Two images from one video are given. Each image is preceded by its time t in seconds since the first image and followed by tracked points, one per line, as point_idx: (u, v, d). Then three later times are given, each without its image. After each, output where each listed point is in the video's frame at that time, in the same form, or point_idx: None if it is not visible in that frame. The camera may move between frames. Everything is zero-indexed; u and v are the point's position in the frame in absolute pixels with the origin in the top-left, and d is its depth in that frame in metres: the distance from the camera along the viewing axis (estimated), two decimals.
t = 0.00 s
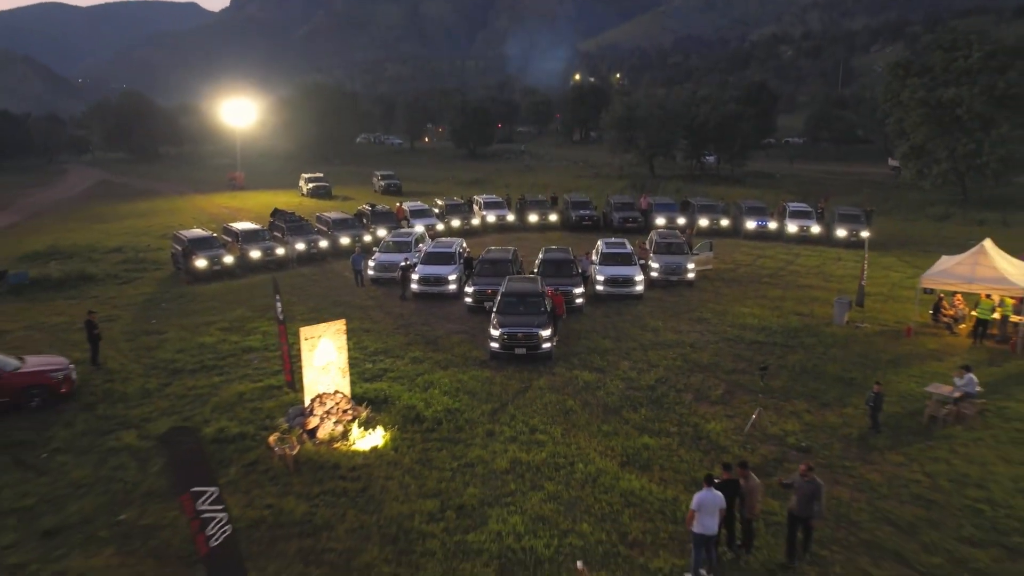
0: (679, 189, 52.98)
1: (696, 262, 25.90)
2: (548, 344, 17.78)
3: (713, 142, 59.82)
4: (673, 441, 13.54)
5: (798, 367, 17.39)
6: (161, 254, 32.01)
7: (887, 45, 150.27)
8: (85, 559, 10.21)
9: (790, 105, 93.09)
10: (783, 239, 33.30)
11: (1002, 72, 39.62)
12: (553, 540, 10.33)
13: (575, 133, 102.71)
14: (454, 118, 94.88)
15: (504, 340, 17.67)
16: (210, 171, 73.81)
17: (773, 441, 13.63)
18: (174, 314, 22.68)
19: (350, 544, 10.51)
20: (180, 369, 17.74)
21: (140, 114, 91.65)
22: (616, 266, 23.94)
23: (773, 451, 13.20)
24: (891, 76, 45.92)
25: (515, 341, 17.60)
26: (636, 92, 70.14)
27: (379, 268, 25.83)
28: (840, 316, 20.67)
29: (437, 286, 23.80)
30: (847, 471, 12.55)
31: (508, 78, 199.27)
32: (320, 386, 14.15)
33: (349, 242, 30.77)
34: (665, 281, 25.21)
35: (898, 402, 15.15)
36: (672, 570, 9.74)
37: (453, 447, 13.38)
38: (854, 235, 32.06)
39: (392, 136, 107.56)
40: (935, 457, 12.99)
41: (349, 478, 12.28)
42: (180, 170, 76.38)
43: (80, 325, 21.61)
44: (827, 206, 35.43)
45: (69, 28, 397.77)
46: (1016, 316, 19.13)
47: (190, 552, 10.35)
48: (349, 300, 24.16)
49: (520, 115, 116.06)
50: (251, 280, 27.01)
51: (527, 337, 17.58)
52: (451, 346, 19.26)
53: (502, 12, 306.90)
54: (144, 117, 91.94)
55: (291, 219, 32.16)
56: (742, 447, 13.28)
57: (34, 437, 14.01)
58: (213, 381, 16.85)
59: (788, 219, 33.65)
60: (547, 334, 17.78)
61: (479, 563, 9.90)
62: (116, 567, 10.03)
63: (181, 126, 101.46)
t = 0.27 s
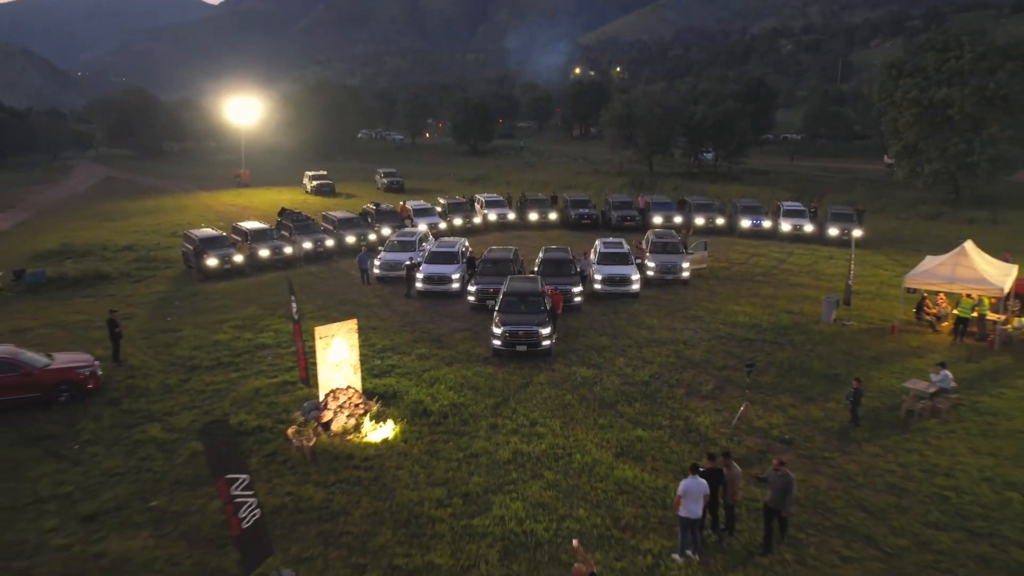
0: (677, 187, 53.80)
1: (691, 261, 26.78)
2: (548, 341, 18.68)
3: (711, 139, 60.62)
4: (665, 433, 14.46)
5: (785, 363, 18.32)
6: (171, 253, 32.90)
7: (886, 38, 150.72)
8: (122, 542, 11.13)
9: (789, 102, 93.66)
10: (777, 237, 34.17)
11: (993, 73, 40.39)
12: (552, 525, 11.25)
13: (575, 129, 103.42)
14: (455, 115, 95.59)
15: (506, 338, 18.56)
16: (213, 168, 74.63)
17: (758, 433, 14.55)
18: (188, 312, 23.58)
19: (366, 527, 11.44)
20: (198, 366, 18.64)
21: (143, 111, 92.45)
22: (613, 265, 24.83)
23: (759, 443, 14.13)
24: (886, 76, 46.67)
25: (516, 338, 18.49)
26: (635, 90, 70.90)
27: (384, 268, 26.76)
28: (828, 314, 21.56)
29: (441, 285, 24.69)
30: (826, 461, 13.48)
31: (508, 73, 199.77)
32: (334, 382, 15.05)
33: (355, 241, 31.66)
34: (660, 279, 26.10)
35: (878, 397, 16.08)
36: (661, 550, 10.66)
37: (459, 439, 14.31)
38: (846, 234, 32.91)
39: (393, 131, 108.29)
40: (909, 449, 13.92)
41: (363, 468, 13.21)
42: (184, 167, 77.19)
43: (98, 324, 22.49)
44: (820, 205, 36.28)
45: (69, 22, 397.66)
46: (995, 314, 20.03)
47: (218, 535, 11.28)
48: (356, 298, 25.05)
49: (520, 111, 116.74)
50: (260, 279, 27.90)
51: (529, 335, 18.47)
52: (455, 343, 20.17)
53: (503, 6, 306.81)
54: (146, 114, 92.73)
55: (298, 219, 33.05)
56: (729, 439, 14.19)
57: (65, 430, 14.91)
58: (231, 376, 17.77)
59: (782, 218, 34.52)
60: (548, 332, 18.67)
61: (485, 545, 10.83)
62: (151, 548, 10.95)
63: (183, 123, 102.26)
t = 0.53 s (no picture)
0: (674, 187, 54.86)
1: (684, 264, 27.90)
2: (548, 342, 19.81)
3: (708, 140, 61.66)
4: (656, 428, 15.61)
5: (771, 363, 19.45)
6: (183, 255, 34.02)
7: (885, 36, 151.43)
8: (160, 527, 12.29)
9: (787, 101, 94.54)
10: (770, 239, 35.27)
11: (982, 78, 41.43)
12: (551, 511, 12.40)
13: (575, 128, 104.42)
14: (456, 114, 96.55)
15: (508, 340, 19.69)
16: (218, 168, 75.67)
17: (741, 429, 15.69)
18: (204, 313, 24.70)
19: (382, 513, 12.58)
20: (217, 365, 19.79)
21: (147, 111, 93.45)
22: (610, 268, 25.95)
23: (742, 437, 15.27)
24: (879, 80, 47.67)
25: (518, 339, 19.62)
26: (633, 91, 71.91)
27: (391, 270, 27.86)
28: (814, 315, 22.68)
29: (445, 287, 25.81)
30: (804, 454, 14.63)
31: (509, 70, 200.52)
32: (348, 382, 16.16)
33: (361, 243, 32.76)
34: (655, 281, 27.22)
35: (856, 395, 17.22)
36: (650, 534, 11.80)
37: (465, 434, 15.46)
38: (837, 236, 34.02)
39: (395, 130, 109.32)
40: (881, 443, 15.07)
41: (377, 460, 14.35)
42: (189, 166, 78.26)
43: (120, 324, 23.65)
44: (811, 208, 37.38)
45: (70, 19, 398.05)
46: (970, 316, 21.18)
47: (247, 521, 12.43)
48: (364, 299, 26.18)
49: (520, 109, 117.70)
50: (271, 280, 29.01)
51: (529, 336, 19.60)
52: (459, 343, 21.31)
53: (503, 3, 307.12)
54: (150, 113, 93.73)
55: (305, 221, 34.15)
56: (715, 434, 15.35)
57: (98, 425, 16.09)
58: (249, 375, 18.92)
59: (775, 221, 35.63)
60: (547, 334, 19.80)
61: (490, 529, 11.98)
62: (187, 532, 12.10)
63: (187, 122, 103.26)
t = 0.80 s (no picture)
0: (671, 189, 55.93)
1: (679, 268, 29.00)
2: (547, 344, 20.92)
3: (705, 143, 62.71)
4: (649, 426, 16.73)
5: (759, 364, 20.57)
6: (194, 258, 35.12)
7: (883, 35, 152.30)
8: (192, 516, 13.41)
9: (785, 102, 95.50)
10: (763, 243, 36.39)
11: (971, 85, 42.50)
12: (550, 502, 13.52)
13: (575, 129, 105.42)
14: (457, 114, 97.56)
15: (510, 342, 20.79)
16: (222, 169, 76.66)
17: (728, 426, 16.81)
18: (218, 316, 25.81)
19: (395, 504, 13.70)
20: (235, 366, 20.90)
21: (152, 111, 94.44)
22: (608, 272, 27.05)
23: (728, 434, 16.40)
24: (872, 85, 48.72)
25: (519, 342, 20.72)
26: (632, 93, 72.94)
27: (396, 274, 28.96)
28: (801, 318, 23.78)
29: (449, 290, 26.91)
30: (785, 450, 15.76)
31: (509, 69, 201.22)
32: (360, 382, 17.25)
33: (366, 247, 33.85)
34: (651, 284, 28.31)
35: (836, 396, 18.35)
36: (640, 523, 12.92)
37: (470, 431, 16.58)
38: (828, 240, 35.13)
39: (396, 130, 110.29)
40: (857, 440, 16.19)
41: (389, 456, 15.47)
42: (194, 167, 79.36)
43: (139, 326, 24.77)
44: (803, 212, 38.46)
45: (70, 16, 398.16)
46: (948, 319, 22.31)
47: (272, 511, 13.56)
48: (372, 302, 27.29)
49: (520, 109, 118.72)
50: (281, 283, 30.11)
51: (530, 339, 20.71)
52: (464, 345, 22.41)
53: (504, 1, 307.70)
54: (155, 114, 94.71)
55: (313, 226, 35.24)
56: (703, 432, 16.46)
57: (127, 423, 17.22)
58: (266, 376, 20.04)
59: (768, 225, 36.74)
60: (547, 336, 20.93)
61: (495, 518, 13.10)
62: (217, 522, 13.20)
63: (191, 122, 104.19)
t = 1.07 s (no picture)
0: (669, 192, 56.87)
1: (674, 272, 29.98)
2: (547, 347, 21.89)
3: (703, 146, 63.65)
4: (643, 425, 17.72)
5: (749, 366, 21.55)
6: (203, 261, 36.11)
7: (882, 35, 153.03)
8: (216, 509, 14.40)
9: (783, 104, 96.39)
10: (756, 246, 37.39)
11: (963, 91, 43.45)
12: (549, 497, 14.50)
13: (574, 130, 106.37)
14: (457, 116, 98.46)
15: (511, 345, 21.76)
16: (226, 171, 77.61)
17: (717, 425, 17.79)
18: (230, 319, 26.80)
19: (405, 498, 14.68)
20: (249, 368, 21.89)
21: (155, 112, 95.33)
22: (605, 276, 28.04)
23: (718, 433, 17.38)
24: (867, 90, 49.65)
25: (520, 344, 21.70)
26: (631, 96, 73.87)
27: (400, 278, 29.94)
28: (791, 321, 24.74)
29: (451, 294, 27.90)
30: (770, 448, 16.75)
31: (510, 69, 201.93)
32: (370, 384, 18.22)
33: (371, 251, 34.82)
34: (647, 288, 29.31)
35: (821, 396, 19.32)
36: (633, 516, 13.89)
37: (474, 430, 17.56)
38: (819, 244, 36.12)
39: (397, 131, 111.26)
40: (839, 438, 17.16)
41: (398, 453, 16.45)
42: (199, 169, 80.39)
43: (154, 329, 25.76)
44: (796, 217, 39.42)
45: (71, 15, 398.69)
46: (931, 322, 23.30)
47: (290, 504, 14.55)
48: (377, 305, 28.27)
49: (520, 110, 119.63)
50: (288, 287, 31.11)
51: (530, 341, 21.69)
52: (467, 347, 23.39)
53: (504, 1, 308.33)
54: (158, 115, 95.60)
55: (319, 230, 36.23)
56: (693, 430, 17.45)
57: (149, 423, 18.19)
58: (279, 377, 21.03)
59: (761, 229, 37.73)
60: (547, 340, 21.90)
61: (498, 511, 14.08)
62: (239, 514, 14.19)
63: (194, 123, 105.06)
